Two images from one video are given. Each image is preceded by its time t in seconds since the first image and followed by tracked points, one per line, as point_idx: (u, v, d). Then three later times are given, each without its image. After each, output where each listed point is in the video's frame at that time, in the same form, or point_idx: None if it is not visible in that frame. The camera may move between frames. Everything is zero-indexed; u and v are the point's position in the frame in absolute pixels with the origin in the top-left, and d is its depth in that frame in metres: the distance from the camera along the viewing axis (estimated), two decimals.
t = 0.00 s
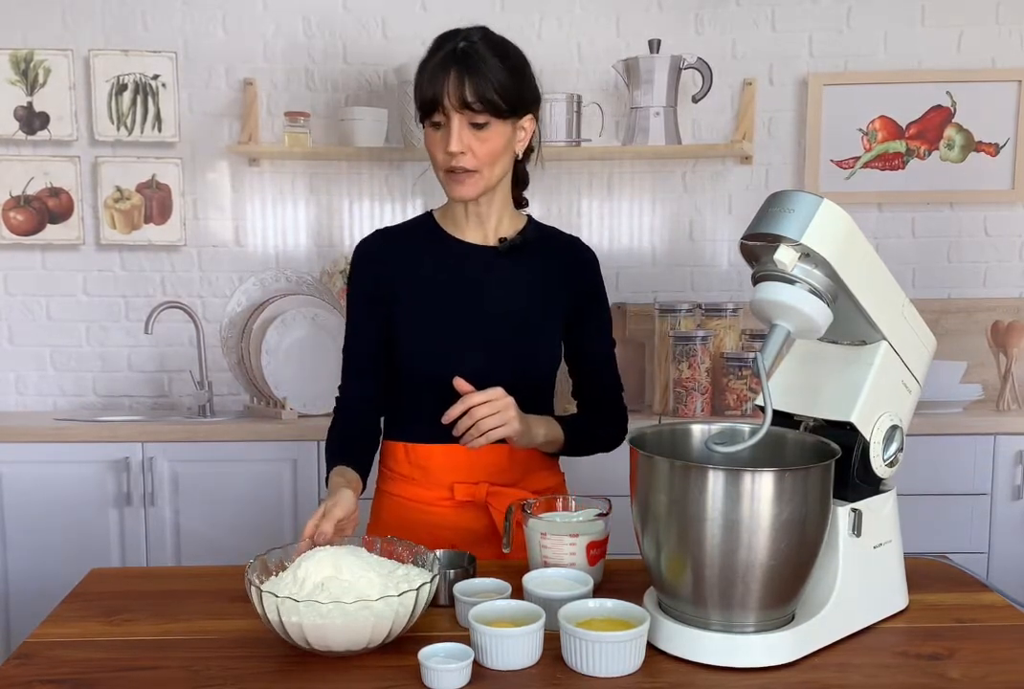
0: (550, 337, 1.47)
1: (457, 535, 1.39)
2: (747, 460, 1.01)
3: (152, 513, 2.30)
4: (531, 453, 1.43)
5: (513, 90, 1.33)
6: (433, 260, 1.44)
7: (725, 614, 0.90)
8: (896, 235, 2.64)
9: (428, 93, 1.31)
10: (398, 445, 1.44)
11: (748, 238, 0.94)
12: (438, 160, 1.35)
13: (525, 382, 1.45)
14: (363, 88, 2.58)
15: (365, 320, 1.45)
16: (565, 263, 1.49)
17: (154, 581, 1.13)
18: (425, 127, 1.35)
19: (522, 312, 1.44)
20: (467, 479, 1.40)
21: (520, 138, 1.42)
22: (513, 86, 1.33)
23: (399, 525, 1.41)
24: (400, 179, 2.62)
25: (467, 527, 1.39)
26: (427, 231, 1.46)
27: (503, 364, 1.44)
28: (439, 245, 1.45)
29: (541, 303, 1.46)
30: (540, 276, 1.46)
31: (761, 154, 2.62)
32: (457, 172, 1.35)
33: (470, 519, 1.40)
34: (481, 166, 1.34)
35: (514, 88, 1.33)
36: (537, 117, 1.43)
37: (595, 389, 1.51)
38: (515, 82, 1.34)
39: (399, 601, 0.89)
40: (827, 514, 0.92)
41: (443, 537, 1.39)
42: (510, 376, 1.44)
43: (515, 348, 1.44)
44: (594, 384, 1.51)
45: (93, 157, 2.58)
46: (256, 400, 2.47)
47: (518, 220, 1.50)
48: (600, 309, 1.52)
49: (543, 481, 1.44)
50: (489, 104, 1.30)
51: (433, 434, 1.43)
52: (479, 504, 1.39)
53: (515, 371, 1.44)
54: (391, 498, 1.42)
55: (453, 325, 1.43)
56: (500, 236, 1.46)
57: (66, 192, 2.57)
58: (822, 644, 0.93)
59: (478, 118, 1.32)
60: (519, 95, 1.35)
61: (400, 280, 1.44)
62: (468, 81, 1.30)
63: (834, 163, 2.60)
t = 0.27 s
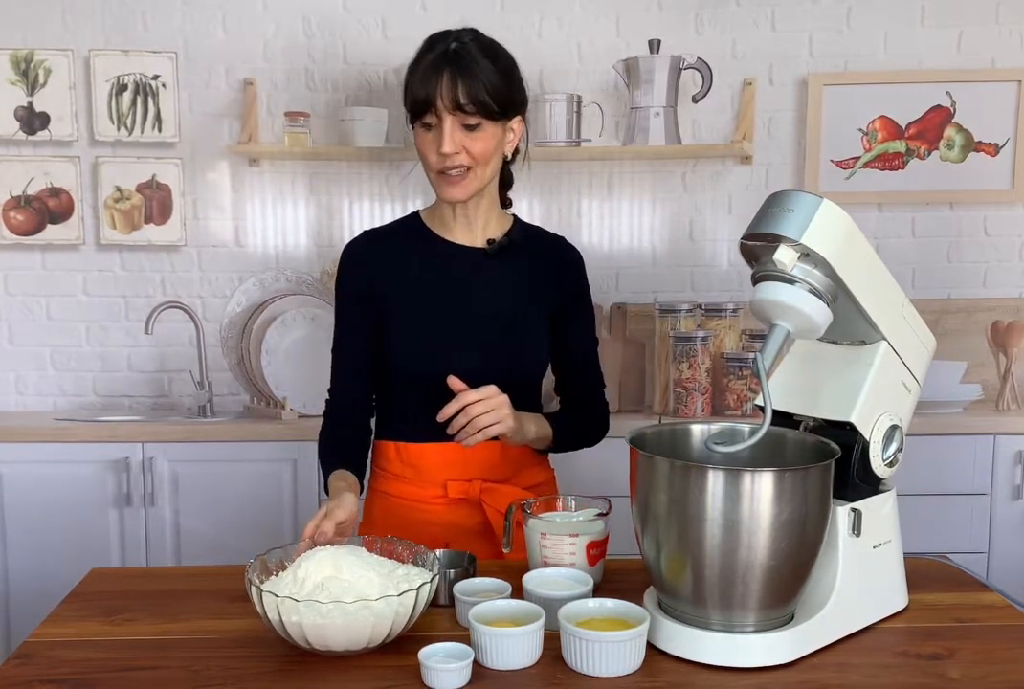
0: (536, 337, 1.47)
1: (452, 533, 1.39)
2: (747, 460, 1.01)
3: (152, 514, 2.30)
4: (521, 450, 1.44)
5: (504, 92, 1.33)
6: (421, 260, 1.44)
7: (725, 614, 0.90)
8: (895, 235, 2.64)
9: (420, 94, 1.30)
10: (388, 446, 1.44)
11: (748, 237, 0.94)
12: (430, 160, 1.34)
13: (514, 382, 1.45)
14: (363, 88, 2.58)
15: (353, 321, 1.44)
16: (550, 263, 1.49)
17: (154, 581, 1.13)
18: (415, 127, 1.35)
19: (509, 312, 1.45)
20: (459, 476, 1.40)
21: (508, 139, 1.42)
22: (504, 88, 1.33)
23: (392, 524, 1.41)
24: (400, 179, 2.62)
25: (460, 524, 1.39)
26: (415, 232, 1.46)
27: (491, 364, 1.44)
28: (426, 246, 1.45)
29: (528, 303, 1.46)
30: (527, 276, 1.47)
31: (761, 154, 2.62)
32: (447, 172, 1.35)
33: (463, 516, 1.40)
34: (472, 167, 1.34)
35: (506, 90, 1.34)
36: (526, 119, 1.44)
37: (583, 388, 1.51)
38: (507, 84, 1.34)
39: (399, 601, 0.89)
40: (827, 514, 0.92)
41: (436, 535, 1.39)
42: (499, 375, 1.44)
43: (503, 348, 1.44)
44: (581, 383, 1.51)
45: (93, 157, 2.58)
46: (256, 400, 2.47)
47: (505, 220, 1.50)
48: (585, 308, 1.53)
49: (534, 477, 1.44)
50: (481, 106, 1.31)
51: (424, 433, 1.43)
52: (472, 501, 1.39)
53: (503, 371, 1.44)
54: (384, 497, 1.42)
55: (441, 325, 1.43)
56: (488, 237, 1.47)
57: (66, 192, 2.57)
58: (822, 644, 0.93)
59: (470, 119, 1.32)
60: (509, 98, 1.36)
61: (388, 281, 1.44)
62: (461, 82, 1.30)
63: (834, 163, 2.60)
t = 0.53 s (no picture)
0: (536, 338, 1.47)
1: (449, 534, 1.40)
2: (746, 460, 1.01)
3: (152, 514, 2.30)
4: (519, 452, 1.44)
5: (503, 91, 1.34)
6: (420, 262, 1.45)
7: (725, 614, 0.90)
8: (895, 235, 2.64)
9: (421, 95, 1.30)
10: (386, 445, 1.44)
11: (748, 238, 0.95)
12: (432, 160, 1.34)
13: (514, 382, 1.45)
14: (363, 88, 2.58)
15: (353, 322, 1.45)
16: (550, 265, 1.49)
17: (155, 581, 1.13)
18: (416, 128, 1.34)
19: (509, 313, 1.45)
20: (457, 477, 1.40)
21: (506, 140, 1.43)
22: (503, 87, 1.34)
23: (390, 523, 1.41)
24: (400, 179, 2.62)
25: (457, 525, 1.40)
26: (414, 233, 1.47)
27: (491, 365, 1.44)
28: (426, 247, 1.45)
29: (527, 304, 1.46)
30: (526, 277, 1.47)
31: (761, 154, 2.62)
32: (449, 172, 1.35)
33: (460, 516, 1.40)
34: (473, 166, 1.34)
35: (505, 89, 1.35)
36: (522, 120, 1.45)
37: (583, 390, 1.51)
38: (505, 83, 1.35)
39: (399, 600, 0.89)
40: (827, 514, 0.92)
41: (432, 534, 1.39)
42: (498, 375, 1.44)
43: (503, 348, 1.44)
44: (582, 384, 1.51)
45: (93, 157, 2.58)
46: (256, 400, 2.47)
47: (504, 222, 1.50)
48: (585, 309, 1.53)
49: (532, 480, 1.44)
50: (482, 104, 1.31)
51: (423, 434, 1.43)
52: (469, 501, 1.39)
53: (502, 372, 1.44)
54: (382, 496, 1.42)
55: (441, 326, 1.43)
56: (487, 239, 1.47)
57: (66, 192, 2.57)
58: (822, 644, 0.94)
59: (472, 118, 1.32)
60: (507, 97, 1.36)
61: (388, 282, 1.44)
62: (462, 81, 1.30)
63: (834, 163, 2.60)
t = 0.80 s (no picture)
0: (550, 338, 1.46)
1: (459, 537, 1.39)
2: (746, 460, 1.01)
3: (152, 513, 2.30)
4: (533, 456, 1.42)
5: (526, 84, 1.36)
6: (432, 261, 1.45)
7: (725, 614, 0.90)
8: (895, 235, 2.64)
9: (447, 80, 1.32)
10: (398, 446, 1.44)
11: (748, 238, 0.95)
12: (455, 145, 1.33)
13: (526, 382, 1.45)
14: (363, 88, 2.58)
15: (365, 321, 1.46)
16: (564, 263, 1.48)
17: (155, 580, 1.13)
18: (439, 116, 1.35)
19: (521, 313, 1.44)
20: (468, 480, 1.39)
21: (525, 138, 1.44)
22: (526, 79, 1.36)
23: (401, 524, 1.41)
24: (400, 179, 2.62)
25: (468, 529, 1.39)
26: (427, 233, 1.47)
27: (502, 365, 1.43)
28: (438, 247, 1.46)
29: (539, 303, 1.45)
30: (540, 276, 1.46)
31: (761, 154, 2.62)
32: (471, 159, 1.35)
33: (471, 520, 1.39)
34: (496, 154, 1.35)
35: (528, 82, 1.37)
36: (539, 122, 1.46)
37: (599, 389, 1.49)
38: (528, 77, 1.38)
39: (399, 600, 0.89)
40: (827, 514, 0.92)
41: (438, 538, 1.39)
42: (509, 376, 1.44)
43: (514, 348, 1.44)
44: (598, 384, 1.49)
45: (93, 157, 2.58)
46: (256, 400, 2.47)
47: (520, 221, 1.50)
48: (601, 307, 1.51)
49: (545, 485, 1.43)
50: (508, 92, 1.33)
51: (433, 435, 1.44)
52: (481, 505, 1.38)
53: (514, 371, 1.44)
54: (393, 497, 1.43)
55: (451, 326, 1.43)
56: (502, 235, 1.47)
57: (66, 192, 2.57)
58: (822, 644, 0.94)
59: (496, 104, 1.33)
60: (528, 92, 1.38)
61: (399, 282, 1.45)
62: (488, 68, 1.32)
63: (834, 163, 2.60)
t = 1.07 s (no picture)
0: (569, 336, 1.45)
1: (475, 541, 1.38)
2: (747, 460, 1.01)
3: (152, 513, 2.30)
4: (554, 459, 1.41)
5: (550, 81, 1.37)
6: (450, 259, 1.45)
7: (725, 614, 0.90)
8: (895, 235, 2.64)
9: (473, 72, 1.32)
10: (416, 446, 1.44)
11: (748, 238, 0.94)
12: (478, 135, 1.33)
13: (544, 380, 1.44)
14: (363, 87, 2.58)
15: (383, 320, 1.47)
16: (584, 261, 1.47)
17: (155, 581, 1.13)
18: (462, 108, 1.35)
19: (539, 311, 1.44)
20: (486, 483, 1.39)
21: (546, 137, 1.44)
22: (550, 77, 1.37)
23: (417, 527, 1.41)
24: (400, 179, 2.62)
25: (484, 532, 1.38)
26: (445, 231, 1.47)
27: (519, 363, 1.43)
28: (456, 245, 1.46)
29: (558, 301, 1.45)
30: (558, 274, 1.45)
31: (761, 154, 2.62)
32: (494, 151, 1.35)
33: (487, 524, 1.39)
34: (520, 147, 1.35)
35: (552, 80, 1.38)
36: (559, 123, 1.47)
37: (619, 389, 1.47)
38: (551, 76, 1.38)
39: (399, 600, 0.89)
40: (827, 513, 0.91)
41: (454, 540, 1.38)
42: (526, 374, 1.43)
43: (532, 346, 1.43)
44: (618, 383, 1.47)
45: (92, 156, 2.58)
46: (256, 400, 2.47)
47: (539, 219, 1.49)
48: (623, 305, 1.49)
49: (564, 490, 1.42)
50: (533, 86, 1.34)
51: (449, 434, 1.43)
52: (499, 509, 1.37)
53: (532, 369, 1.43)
54: (410, 499, 1.42)
55: (468, 324, 1.43)
56: (521, 231, 1.46)
57: (66, 192, 2.57)
58: (822, 644, 0.93)
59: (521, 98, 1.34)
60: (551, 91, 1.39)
61: (417, 280, 1.45)
62: (514, 62, 1.33)
63: (834, 163, 2.60)
